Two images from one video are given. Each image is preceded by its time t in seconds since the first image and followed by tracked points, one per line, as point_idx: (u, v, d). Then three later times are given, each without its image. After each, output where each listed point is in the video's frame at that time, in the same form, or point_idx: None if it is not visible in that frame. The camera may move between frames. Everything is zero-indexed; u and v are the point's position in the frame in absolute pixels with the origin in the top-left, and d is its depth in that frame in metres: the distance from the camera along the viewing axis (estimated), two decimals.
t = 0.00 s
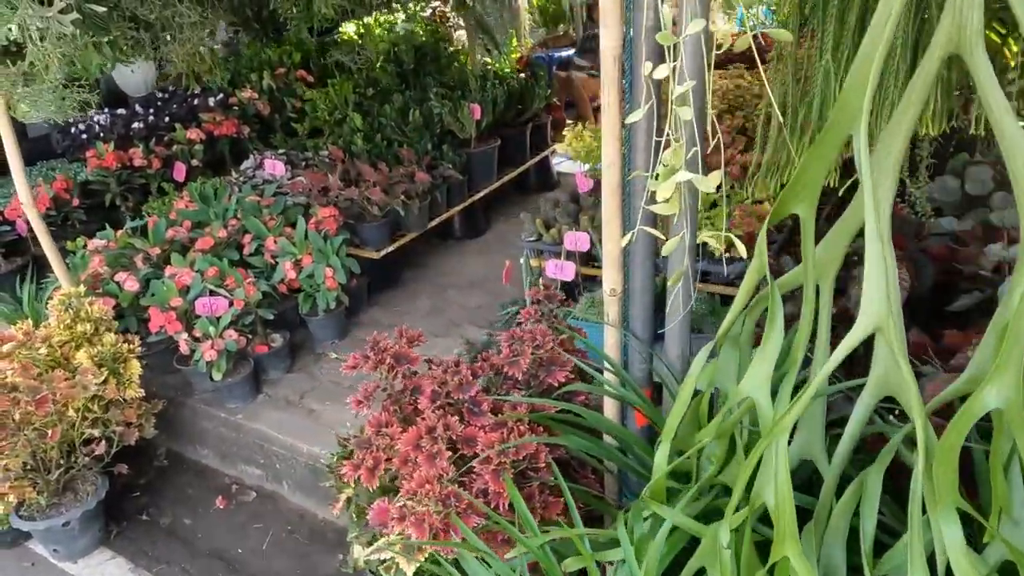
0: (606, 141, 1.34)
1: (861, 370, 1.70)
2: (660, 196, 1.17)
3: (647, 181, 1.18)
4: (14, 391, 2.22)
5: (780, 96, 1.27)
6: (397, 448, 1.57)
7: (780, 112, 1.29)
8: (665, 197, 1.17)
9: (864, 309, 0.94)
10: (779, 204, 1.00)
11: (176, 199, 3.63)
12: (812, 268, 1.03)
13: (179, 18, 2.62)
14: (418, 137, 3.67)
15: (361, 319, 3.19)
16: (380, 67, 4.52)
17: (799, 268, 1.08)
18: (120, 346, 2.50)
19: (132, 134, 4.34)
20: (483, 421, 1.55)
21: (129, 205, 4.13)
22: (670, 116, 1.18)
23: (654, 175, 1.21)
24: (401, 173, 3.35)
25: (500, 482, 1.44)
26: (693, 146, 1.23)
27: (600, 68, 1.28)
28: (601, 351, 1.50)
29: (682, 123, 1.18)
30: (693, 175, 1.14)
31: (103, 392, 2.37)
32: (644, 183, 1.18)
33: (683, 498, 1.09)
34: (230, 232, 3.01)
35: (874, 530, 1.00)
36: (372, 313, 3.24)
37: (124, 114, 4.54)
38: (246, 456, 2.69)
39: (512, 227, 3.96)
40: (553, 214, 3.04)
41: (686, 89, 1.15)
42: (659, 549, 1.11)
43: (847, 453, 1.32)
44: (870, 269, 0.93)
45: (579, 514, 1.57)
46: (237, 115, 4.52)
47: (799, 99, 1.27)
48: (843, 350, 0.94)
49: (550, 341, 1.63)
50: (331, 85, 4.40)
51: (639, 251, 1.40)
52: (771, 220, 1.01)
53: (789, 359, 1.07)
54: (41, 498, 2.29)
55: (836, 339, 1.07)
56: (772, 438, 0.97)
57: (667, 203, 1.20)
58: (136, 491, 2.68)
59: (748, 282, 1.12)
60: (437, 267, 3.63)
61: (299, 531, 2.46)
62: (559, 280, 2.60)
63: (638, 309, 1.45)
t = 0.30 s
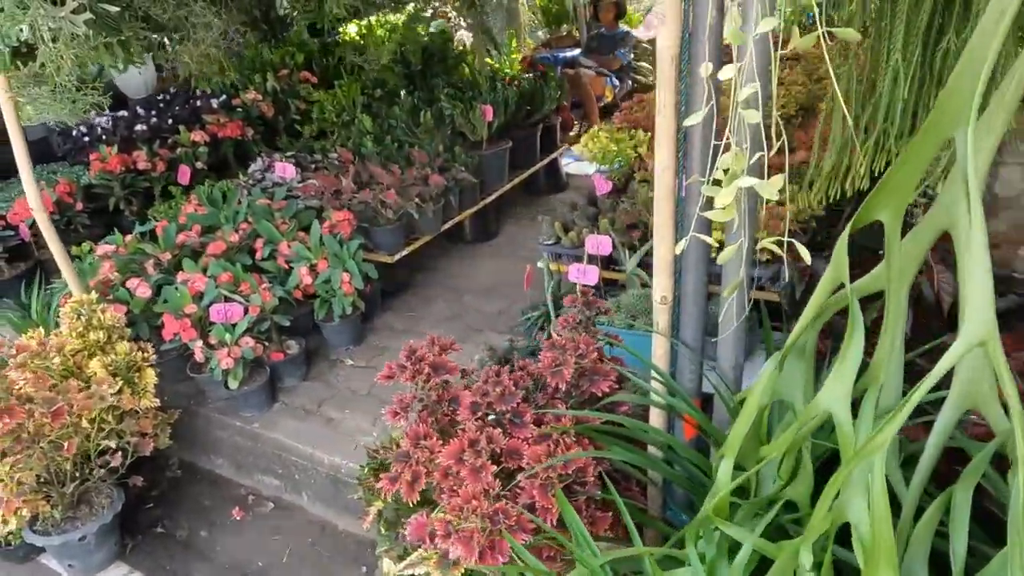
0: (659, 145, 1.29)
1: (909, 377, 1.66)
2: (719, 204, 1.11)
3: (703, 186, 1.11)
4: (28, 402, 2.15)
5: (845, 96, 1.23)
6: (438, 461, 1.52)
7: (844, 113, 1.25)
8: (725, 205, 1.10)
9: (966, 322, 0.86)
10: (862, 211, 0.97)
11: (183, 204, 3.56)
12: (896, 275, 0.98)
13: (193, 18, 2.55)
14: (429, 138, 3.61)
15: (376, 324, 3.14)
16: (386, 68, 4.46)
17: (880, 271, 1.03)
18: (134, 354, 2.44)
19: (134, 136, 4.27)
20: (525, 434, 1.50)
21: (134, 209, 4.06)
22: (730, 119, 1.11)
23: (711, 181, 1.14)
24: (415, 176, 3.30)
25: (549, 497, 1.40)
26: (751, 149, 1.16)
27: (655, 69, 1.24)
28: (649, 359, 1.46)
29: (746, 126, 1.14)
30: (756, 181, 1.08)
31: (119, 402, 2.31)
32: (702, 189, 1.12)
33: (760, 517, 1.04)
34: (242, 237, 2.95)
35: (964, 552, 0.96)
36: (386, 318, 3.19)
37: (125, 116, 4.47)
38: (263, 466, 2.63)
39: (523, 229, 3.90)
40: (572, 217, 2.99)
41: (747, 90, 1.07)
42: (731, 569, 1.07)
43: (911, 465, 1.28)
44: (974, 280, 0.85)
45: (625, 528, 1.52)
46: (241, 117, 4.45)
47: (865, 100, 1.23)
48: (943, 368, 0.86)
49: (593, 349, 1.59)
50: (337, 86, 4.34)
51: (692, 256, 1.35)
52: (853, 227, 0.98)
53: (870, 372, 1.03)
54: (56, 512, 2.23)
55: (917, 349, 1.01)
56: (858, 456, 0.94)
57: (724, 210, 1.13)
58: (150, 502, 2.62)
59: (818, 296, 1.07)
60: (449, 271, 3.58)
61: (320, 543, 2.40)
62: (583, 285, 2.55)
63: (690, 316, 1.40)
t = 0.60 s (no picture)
0: (713, 142, 1.26)
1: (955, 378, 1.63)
2: (780, 203, 1.03)
3: (763, 181, 1.03)
4: (45, 408, 2.09)
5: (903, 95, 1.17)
6: (478, 467, 1.49)
7: (903, 112, 1.19)
8: (788, 204, 1.02)
9: None
10: (942, 213, 0.95)
11: (191, 205, 3.51)
12: (978, 274, 0.95)
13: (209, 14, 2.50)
14: (440, 137, 3.56)
15: (390, 326, 3.09)
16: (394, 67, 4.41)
17: (955, 270, 0.99)
18: (149, 358, 2.39)
19: (138, 136, 4.20)
20: (568, 439, 1.47)
21: (138, 210, 4.00)
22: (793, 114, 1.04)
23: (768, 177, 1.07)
24: (429, 175, 3.25)
25: (597, 505, 1.36)
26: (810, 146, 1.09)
27: (711, 65, 1.21)
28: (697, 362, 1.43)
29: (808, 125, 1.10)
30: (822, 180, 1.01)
31: (136, 407, 2.26)
32: (762, 185, 1.04)
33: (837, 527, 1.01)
34: (254, 238, 2.90)
35: None
36: (400, 319, 3.14)
37: (128, 116, 4.40)
38: (280, 471, 2.59)
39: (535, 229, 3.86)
40: (590, 216, 2.95)
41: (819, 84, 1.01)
42: None
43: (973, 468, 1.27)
44: None
45: (670, 535, 1.49)
46: (246, 116, 4.37)
47: (921, 97, 1.18)
48: None
49: (635, 351, 1.56)
50: (344, 85, 4.28)
51: (744, 257, 1.32)
52: (933, 227, 0.95)
53: (947, 377, 1.01)
54: (72, 520, 2.18)
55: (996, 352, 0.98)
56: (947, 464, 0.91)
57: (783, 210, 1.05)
58: (165, 509, 2.57)
59: (890, 298, 1.04)
60: (462, 271, 3.54)
61: (342, 549, 2.36)
62: (605, 285, 2.52)
63: (740, 319, 1.37)
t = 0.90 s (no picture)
0: (760, 138, 1.24)
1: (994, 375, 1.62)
2: (834, 197, 0.98)
3: (817, 175, 0.98)
4: (60, 412, 2.06)
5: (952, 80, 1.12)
6: (515, 471, 1.46)
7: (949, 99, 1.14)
8: (843, 200, 0.96)
9: None
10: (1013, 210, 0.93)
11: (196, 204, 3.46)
12: None
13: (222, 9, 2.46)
14: (449, 135, 3.52)
15: (402, 325, 3.07)
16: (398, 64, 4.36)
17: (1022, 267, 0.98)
18: (162, 360, 2.35)
19: (140, 134, 4.15)
20: (606, 441, 1.44)
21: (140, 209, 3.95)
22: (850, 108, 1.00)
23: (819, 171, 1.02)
24: (439, 173, 3.22)
25: (639, 508, 1.34)
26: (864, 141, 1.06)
27: (760, 59, 1.19)
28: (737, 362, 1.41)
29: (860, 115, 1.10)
30: (882, 177, 0.96)
31: (152, 410, 2.22)
32: (816, 178, 0.98)
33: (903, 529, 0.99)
34: (265, 237, 2.87)
35: None
36: (412, 319, 3.11)
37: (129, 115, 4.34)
38: (295, 473, 2.55)
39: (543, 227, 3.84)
40: (604, 214, 2.93)
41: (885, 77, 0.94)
42: None
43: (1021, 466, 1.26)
44: None
45: (709, 537, 1.47)
46: (247, 115, 4.27)
47: (969, 87, 1.13)
48: None
49: (672, 351, 1.53)
50: (348, 83, 4.23)
51: (789, 254, 1.30)
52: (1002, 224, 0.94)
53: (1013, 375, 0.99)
54: (88, 526, 2.15)
55: None
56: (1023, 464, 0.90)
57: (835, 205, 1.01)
58: (178, 512, 2.53)
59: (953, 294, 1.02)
60: (471, 270, 3.51)
61: (360, 552, 2.33)
62: (624, 283, 2.49)
63: (783, 318, 1.35)
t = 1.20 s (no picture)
0: (778, 127, 1.21)
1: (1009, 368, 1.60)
2: (860, 187, 0.96)
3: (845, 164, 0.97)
4: (58, 411, 2.02)
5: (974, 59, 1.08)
6: (526, 468, 1.44)
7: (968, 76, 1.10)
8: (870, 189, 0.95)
9: None
10: None
11: (192, 200, 3.42)
12: None
13: None
14: (448, 129, 3.48)
15: (403, 321, 3.04)
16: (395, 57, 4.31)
17: None
18: (161, 357, 2.32)
19: (133, 130, 4.10)
20: (619, 437, 1.42)
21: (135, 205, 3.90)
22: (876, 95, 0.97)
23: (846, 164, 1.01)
24: (439, 167, 3.18)
25: (654, 505, 1.32)
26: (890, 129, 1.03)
27: (779, 47, 1.17)
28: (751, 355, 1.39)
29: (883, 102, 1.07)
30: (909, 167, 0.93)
31: (152, 409, 2.19)
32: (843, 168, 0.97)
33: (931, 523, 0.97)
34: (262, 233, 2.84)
35: None
36: (413, 315, 3.08)
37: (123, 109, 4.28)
38: (296, 471, 2.52)
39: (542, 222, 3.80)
40: (606, 207, 2.90)
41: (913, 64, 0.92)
42: None
43: None
44: None
45: (723, 535, 1.45)
46: (242, 109, 4.22)
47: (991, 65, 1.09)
48: None
49: (685, 346, 1.51)
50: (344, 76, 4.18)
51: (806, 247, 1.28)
52: None
53: None
54: (87, 526, 2.11)
55: None
56: None
57: (862, 195, 0.99)
58: (178, 512, 2.50)
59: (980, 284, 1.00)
60: (471, 265, 3.48)
61: (363, 550, 2.30)
62: (627, 277, 2.47)
63: (798, 310, 1.33)
